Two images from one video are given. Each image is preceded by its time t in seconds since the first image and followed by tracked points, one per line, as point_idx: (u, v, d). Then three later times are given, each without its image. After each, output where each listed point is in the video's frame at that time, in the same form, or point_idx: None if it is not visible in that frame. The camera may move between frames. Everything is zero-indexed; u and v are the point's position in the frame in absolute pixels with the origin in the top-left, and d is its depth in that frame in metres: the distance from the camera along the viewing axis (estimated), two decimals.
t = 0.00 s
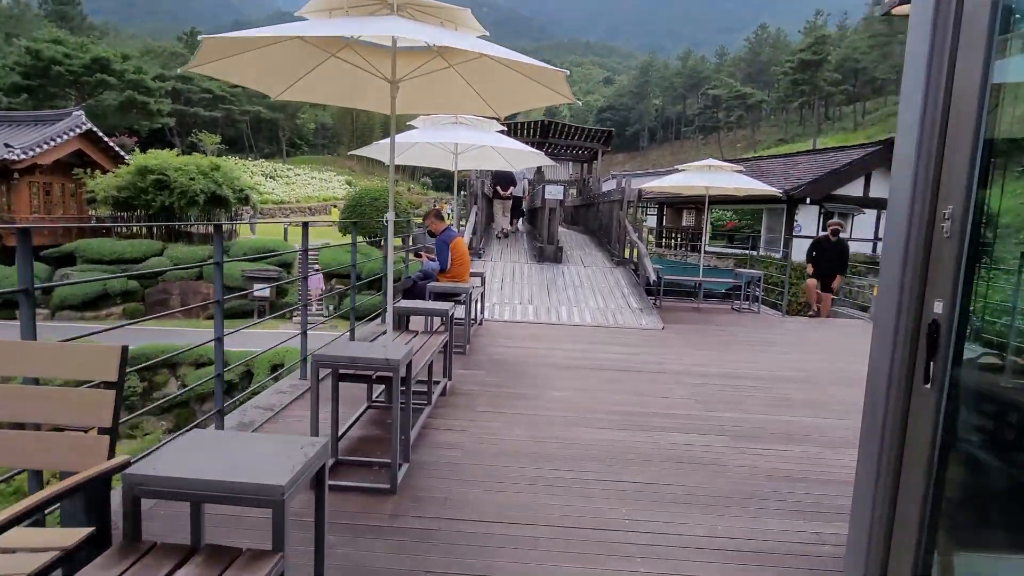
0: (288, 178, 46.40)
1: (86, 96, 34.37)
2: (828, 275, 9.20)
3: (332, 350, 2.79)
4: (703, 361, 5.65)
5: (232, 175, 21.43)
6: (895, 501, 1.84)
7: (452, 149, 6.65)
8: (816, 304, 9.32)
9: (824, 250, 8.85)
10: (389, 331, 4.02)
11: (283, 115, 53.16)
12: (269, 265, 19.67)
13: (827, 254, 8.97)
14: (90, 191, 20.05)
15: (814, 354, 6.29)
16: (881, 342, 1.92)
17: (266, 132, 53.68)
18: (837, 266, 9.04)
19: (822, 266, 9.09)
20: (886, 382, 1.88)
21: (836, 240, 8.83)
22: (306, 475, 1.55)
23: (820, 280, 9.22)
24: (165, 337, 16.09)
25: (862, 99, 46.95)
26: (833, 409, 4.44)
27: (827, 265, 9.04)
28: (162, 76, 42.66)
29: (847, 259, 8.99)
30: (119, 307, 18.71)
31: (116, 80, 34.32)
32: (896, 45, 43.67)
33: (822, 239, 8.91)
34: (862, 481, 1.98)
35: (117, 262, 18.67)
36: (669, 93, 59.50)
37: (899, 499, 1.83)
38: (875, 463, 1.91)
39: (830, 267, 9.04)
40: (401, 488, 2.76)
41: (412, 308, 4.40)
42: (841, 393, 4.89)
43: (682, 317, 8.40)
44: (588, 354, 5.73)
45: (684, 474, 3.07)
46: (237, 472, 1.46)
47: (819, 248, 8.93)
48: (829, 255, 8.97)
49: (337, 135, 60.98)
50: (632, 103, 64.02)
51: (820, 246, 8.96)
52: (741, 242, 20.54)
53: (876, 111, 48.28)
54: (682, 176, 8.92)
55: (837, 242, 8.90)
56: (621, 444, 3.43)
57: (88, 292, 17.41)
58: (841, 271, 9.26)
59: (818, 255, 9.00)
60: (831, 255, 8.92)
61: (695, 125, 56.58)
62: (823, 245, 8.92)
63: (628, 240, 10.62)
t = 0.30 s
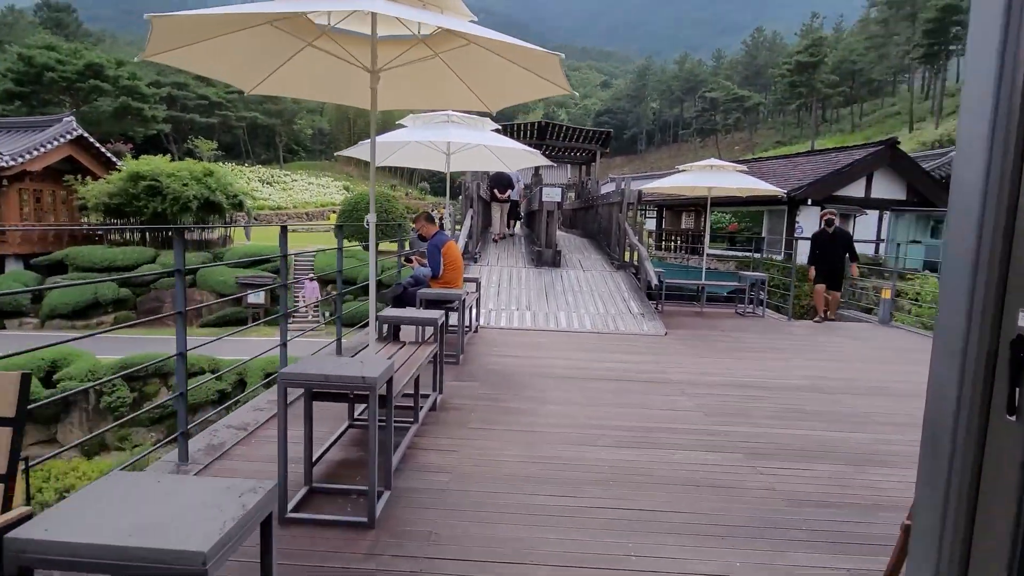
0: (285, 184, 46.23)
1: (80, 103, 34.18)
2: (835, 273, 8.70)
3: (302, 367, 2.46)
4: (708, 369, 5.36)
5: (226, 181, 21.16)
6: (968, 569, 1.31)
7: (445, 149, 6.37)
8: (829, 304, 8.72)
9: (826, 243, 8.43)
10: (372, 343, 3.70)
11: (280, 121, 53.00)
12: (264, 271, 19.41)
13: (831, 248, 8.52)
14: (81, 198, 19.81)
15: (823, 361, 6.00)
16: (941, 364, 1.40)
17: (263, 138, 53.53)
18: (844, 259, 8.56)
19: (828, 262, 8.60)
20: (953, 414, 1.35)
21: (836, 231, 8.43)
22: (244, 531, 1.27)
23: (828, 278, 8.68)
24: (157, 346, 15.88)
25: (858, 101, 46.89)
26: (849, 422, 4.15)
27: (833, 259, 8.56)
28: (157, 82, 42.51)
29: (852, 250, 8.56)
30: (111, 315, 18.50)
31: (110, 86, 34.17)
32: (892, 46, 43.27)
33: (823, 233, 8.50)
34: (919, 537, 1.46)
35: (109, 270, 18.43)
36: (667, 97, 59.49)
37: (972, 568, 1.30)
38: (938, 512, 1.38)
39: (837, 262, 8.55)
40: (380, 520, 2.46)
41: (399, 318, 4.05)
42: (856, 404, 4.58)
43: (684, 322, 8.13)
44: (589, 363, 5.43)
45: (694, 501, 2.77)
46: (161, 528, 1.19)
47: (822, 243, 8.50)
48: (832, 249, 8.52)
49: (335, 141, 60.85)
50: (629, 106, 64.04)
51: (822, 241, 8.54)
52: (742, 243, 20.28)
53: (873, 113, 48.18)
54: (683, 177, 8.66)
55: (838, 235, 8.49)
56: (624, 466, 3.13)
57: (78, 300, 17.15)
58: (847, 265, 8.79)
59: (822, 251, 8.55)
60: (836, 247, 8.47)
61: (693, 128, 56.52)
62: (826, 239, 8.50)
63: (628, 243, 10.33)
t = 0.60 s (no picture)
0: (284, 186, 46.03)
1: (77, 105, 33.99)
2: (840, 273, 8.17)
3: (261, 391, 2.15)
4: (715, 381, 5.07)
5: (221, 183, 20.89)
6: None
7: (439, 149, 6.09)
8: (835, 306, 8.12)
9: (830, 240, 7.97)
10: (351, 357, 3.39)
11: (280, 123, 52.82)
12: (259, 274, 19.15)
13: (836, 246, 8.04)
14: (74, 200, 19.55)
15: (835, 371, 5.71)
16: None
17: (262, 140, 53.31)
18: (850, 259, 8.04)
19: (832, 262, 8.10)
20: None
21: (842, 228, 7.98)
22: None
23: (832, 278, 8.16)
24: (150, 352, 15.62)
25: (860, 103, 46.68)
26: (868, 440, 3.86)
27: (838, 258, 8.05)
28: (155, 84, 42.31)
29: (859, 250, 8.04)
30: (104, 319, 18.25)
31: (108, 88, 33.96)
32: (894, 49, 44.08)
33: (827, 230, 8.05)
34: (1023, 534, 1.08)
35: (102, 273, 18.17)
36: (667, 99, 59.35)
37: None
38: None
39: (842, 261, 8.01)
40: (353, 564, 2.18)
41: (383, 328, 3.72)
42: (873, 419, 4.29)
43: (687, 328, 7.85)
44: (588, 374, 5.14)
45: (705, 537, 2.48)
46: None
47: (826, 240, 8.04)
48: (837, 248, 8.04)
49: (334, 143, 60.66)
50: (630, 108, 63.88)
51: (826, 239, 8.09)
52: (744, 247, 19.98)
53: (874, 116, 48.13)
54: (688, 179, 8.39)
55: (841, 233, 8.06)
56: (627, 494, 2.84)
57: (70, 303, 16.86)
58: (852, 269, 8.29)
59: (825, 248, 8.09)
60: (841, 245, 7.99)
61: (694, 131, 56.33)
62: (830, 237, 8.04)
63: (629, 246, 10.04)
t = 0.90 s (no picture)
0: (288, 185, 45.92)
1: (81, 103, 33.93)
2: (857, 271, 7.71)
3: (220, 406, 1.86)
4: (729, 386, 4.77)
5: (222, 181, 20.72)
6: None
7: (437, 140, 5.80)
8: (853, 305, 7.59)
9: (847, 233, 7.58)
10: (336, 362, 3.09)
11: (284, 122, 52.72)
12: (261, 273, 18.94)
13: (853, 242, 7.64)
14: (74, 198, 19.36)
15: (856, 374, 5.39)
16: None
17: (267, 139, 53.26)
18: (868, 256, 7.63)
19: (848, 259, 7.70)
20: None
21: (860, 223, 7.60)
22: None
23: (848, 276, 7.76)
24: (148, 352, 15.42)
25: (867, 100, 46.23)
26: (899, 450, 3.56)
27: (855, 255, 7.65)
28: (159, 83, 42.29)
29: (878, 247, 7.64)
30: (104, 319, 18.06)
31: (110, 86, 33.83)
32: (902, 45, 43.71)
33: (843, 225, 7.69)
34: None
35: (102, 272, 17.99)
36: (673, 97, 59.07)
37: None
38: None
39: (859, 257, 7.60)
40: None
41: (372, 330, 3.39)
42: (903, 428, 3.98)
43: (697, 329, 7.56)
44: (595, 377, 4.85)
45: (729, 569, 2.19)
46: None
47: (841, 235, 7.67)
48: (854, 244, 7.65)
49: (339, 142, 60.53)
50: (635, 106, 63.53)
51: (841, 235, 7.70)
52: (753, 245, 19.63)
53: (882, 112, 47.66)
54: (696, 173, 8.10)
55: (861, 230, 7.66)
56: (639, 516, 2.54)
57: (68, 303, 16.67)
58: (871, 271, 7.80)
59: (840, 244, 7.70)
60: (858, 241, 7.59)
61: (698, 129, 56.06)
62: (846, 233, 7.65)
63: (636, 244, 9.74)
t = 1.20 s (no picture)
0: (292, 188, 45.84)
1: (84, 110, 33.94)
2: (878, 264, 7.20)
3: (172, 449, 1.57)
4: (753, 394, 4.44)
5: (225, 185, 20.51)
6: None
7: (435, 138, 5.50)
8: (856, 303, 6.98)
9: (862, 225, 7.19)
10: (324, 382, 2.79)
11: (288, 125, 52.68)
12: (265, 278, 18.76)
13: (869, 234, 7.21)
14: (76, 206, 19.22)
15: (887, 378, 5.04)
16: None
17: (271, 143, 53.25)
18: (886, 249, 7.17)
19: (864, 253, 7.25)
20: None
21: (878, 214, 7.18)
22: None
23: (864, 270, 7.31)
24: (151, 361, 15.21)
25: (874, 91, 45.59)
26: (947, 466, 3.23)
27: (870, 247, 7.21)
28: (162, 88, 42.30)
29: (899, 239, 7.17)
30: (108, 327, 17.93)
31: (112, 92, 33.80)
32: (909, 34, 43.05)
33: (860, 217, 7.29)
34: None
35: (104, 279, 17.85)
36: (677, 92, 58.61)
37: None
38: None
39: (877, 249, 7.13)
40: None
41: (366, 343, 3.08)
42: (945, 438, 3.66)
43: (712, 329, 7.25)
44: (609, 387, 4.52)
45: None
46: None
47: (856, 226, 7.27)
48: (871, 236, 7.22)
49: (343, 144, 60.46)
50: (639, 102, 63.07)
51: (857, 227, 7.31)
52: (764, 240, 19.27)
53: (890, 103, 47.02)
54: (707, 167, 7.77)
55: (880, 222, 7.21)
56: (664, 557, 2.23)
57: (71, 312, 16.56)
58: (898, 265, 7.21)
59: (855, 235, 7.29)
60: (874, 232, 7.15)
61: (704, 123, 55.58)
62: (862, 225, 7.25)
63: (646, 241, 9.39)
